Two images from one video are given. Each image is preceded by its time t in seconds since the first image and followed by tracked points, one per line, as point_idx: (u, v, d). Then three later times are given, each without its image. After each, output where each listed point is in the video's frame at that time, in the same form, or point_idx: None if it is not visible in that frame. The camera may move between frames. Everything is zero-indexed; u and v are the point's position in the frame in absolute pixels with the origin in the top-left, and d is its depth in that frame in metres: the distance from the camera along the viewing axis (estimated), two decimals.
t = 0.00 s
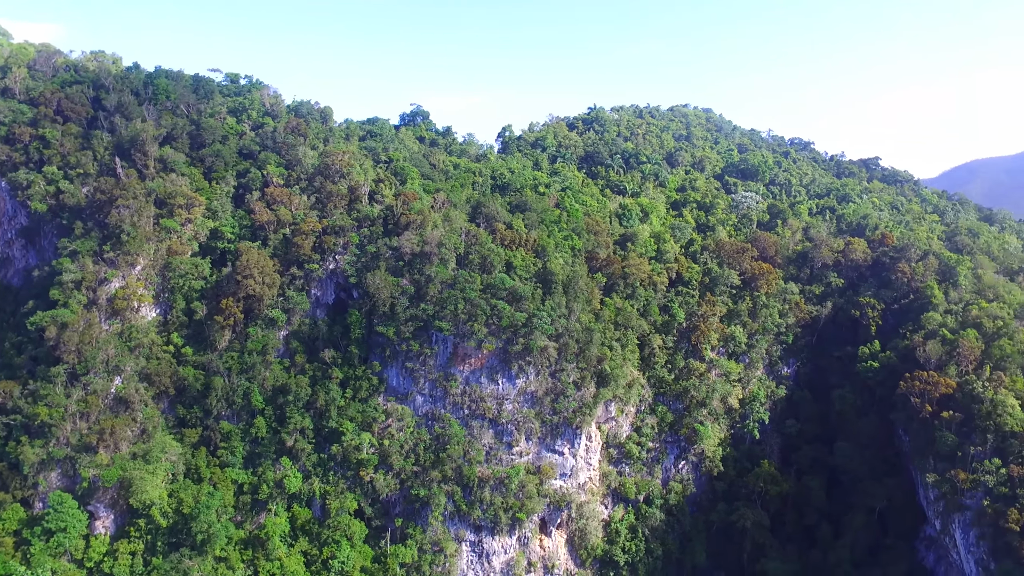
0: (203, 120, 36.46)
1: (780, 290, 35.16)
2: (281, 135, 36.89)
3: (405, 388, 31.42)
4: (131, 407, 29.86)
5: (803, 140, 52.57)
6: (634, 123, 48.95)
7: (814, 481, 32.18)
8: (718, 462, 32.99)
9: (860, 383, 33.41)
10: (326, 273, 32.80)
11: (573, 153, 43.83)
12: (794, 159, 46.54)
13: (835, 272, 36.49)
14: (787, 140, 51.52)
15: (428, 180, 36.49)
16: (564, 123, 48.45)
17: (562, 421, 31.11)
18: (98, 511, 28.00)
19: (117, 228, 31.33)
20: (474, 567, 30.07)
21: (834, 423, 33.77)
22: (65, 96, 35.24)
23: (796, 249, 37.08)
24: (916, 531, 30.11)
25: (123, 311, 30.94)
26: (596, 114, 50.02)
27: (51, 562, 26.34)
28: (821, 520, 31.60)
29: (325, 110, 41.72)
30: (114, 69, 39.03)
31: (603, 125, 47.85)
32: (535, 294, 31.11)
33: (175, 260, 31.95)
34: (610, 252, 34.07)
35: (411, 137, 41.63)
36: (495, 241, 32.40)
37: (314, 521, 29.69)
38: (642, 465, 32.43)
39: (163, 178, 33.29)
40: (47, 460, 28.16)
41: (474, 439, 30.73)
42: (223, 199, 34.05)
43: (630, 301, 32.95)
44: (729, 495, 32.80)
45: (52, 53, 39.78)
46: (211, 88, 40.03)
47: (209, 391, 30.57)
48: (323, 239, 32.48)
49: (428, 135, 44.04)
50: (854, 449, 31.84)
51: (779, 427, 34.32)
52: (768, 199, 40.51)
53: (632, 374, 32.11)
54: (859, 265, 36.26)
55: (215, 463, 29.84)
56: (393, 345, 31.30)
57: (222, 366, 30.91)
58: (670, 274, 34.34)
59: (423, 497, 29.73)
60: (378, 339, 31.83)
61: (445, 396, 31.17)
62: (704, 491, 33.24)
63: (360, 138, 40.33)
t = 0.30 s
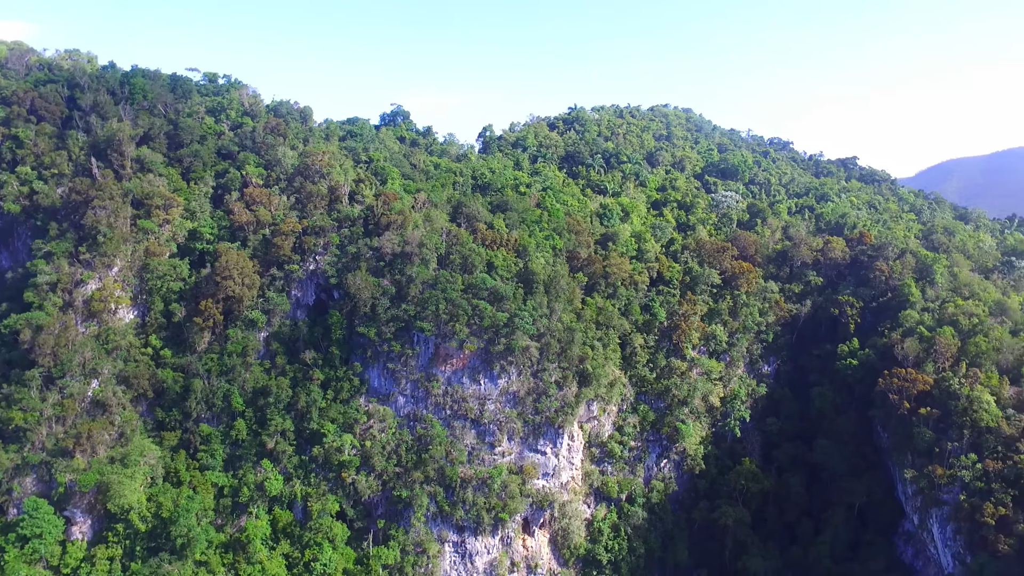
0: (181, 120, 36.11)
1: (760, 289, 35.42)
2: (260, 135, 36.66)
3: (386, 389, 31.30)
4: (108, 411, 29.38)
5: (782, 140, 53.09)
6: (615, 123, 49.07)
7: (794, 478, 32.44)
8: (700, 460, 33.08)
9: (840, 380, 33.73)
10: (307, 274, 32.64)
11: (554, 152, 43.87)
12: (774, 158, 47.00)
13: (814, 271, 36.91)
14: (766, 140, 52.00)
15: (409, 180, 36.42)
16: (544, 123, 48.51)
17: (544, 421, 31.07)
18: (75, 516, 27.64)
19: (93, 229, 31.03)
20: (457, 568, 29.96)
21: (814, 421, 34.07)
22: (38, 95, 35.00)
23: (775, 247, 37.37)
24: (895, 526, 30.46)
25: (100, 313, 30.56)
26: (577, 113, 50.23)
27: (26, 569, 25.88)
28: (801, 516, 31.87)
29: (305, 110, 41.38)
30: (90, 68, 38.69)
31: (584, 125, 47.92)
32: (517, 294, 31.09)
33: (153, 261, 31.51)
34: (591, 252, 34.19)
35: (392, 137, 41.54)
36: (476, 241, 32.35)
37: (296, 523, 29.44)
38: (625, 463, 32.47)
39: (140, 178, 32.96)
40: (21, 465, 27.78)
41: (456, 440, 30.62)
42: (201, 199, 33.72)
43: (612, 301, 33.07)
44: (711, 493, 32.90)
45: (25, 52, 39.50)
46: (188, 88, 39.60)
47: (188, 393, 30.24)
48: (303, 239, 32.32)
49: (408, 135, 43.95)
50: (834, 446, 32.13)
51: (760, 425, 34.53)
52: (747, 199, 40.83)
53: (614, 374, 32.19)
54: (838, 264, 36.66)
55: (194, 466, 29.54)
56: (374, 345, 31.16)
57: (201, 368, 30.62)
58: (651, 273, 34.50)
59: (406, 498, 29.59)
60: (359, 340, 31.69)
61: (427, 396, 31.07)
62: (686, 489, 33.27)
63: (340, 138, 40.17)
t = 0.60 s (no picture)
0: (159, 120, 35.76)
1: (740, 288, 35.65)
2: (239, 135, 36.42)
3: (368, 390, 31.18)
4: (85, 415, 28.80)
5: (762, 140, 53.59)
6: (595, 122, 49.16)
7: (775, 475, 32.66)
8: (682, 458, 33.16)
9: (820, 378, 34.01)
10: (287, 275, 32.44)
11: (534, 152, 43.95)
12: (753, 158, 47.45)
13: (793, 269, 37.27)
14: (746, 140, 52.44)
15: (389, 180, 36.33)
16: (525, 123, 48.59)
17: (526, 421, 30.99)
18: (51, 523, 27.15)
19: (69, 231, 30.67)
20: (440, 568, 29.84)
21: (794, 418, 34.33)
22: (12, 95, 34.66)
23: (755, 246, 37.64)
24: (874, 521, 30.74)
25: (76, 316, 30.15)
26: (558, 113, 50.35)
27: None
28: (782, 513, 32.11)
29: (284, 109, 41.07)
30: (64, 67, 38.26)
31: (565, 125, 47.98)
32: (498, 294, 31.04)
33: (130, 263, 31.20)
34: (572, 252, 34.28)
35: (372, 137, 41.44)
36: (457, 241, 32.28)
37: (277, 526, 29.19)
38: (607, 462, 32.54)
39: (117, 179, 32.63)
40: None
41: (438, 440, 30.51)
42: (180, 200, 33.40)
43: (593, 300, 33.16)
44: (692, 491, 33.01)
45: None
46: (166, 88, 39.27)
47: (167, 396, 29.97)
48: (283, 240, 32.12)
49: (389, 135, 43.85)
50: (814, 444, 32.39)
51: (741, 423, 34.72)
52: (728, 198, 41.13)
53: (596, 373, 32.22)
54: (817, 263, 37.04)
55: (173, 470, 29.33)
56: (355, 346, 31.01)
57: (181, 370, 30.38)
58: (632, 273, 34.66)
59: (388, 499, 29.44)
60: (340, 341, 31.48)
61: (409, 397, 30.96)
62: (668, 487, 33.36)
63: (320, 138, 40.02)
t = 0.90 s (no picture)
0: (133, 120, 35.40)
1: (719, 287, 35.91)
2: (216, 135, 36.14)
3: (347, 391, 31.03)
4: (58, 419, 28.35)
5: (740, 141, 54.11)
6: (574, 122, 49.22)
7: (754, 472, 32.91)
8: (661, 457, 33.29)
9: (797, 375, 34.34)
10: (265, 276, 32.19)
11: (513, 152, 43.97)
12: (731, 158, 47.90)
13: (771, 268, 37.65)
14: (724, 140, 52.88)
15: (368, 180, 36.21)
16: (504, 123, 48.64)
17: (506, 421, 30.95)
18: (23, 530, 26.63)
19: (41, 232, 30.23)
20: (420, 570, 29.64)
21: (772, 416, 34.63)
22: None
23: (734, 246, 37.94)
24: (851, 517, 31.08)
25: (49, 319, 29.74)
26: (537, 113, 50.44)
27: None
28: (761, 510, 32.34)
29: (261, 109, 40.66)
30: (35, 65, 37.64)
31: (543, 125, 48.04)
32: (477, 294, 31.02)
33: (104, 265, 30.78)
34: (551, 251, 34.35)
35: (350, 138, 41.31)
36: (437, 241, 32.18)
37: (256, 530, 28.87)
38: (587, 461, 32.66)
39: (90, 179, 32.27)
40: None
41: (418, 441, 30.37)
42: (155, 201, 33.03)
43: (572, 300, 33.24)
44: (672, 489, 33.12)
45: None
46: (141, 87, 38.83)
47: (143, 399, 29.64)
48: (261, 241, 31.87)
49: (367, 135, 43.67)
50: (792, 441, 32.66)
51: (720, 421, 34.95)
52: (706, 198, 41.44)
53: (575, 373, 32.32)
54: (795, 261, 37.43)
55: (150, 474, 28.90)
56: (334, 347, 30.81)
57: (157, 373, 29.98)
58: (611, 272, 34.81)
59: (368, 501, 29.28)
60: (319, 343, 31.30)
61: (389, 398, 30.83)
62: (648, 486, 33.42)
63: (297, 138, 39.79)
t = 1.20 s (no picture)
0: (100, 120, 34.91)
1: (693, 285, 36.24)
2: (186, 135, 35.73)
3: (321, 393, 30.80)
4: (24, 426, 27.77)
5: (712, 140, 54.71)
6: (548, 122, 49.27)
7: (729, 469, 33.18)
8: (637, 455, 33.45)
9: (770, 372, 34.68)
10: (237, 278, 31.86)
11: (486, 152, 43.99)
12: (703, 157, 48.40)
13: (744, 266, 38.07)
14: (696, 139, 53.43)
15: (341, 181, 36.11)
16: (477, 123, 48.60)
17: (482, 421, 30.90)
18: None
19: (5, 234, 29.40)
20: (397, 572, 29.49)
21: (746, 413, 34.95)
22: None
23: (707, 244, 38.29)
24: (824, 511, 31.51)
25: (14, 323, 29.09)
26: (510, 113, 50.46)
27: None
28: (736, 507, 32.62)
29: (232, 109, 40.25)
30: None
31: (517, 125, 48.11)
32: (452, 295, 30.91)
33: (70, 267, 30.30)
34: (526, 251, 34.39)
35: (323, 138, 41.07)
36: (411, 241, 32.03)
37: (230, 535, 28.51)
38: (563, 461, 32.74)
39: (56, 181, 31.71)
40: None
41: (393, 442, 30.18)
42: (124, 202, 32.57)
43: (547, 300, 33.35)
44: (648, 486, 33.24)
45: None
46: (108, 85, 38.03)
47: (113, 404, 29.12)
48: (233, 243, 31.55)
49: (340, 135, 43.44)
50: (766, 437, 33.00)
51: (695, 419, 35.18)
52: (679, 197, 41.80)
53: (551, 372, 32.35)
54: (767, 260, 37.91)
55: (120, 480, 28.45)
56: (308, 349, 30.56)
57: (127, 377, 29.53)
58: (586, 272, 34.98)
59: (344, 504, 29.03)
60: (293, 345, 31.03)
61: (363, 400, 30.64)
62: (624, 484, 33.52)
63: (269, 138, 39.47)
